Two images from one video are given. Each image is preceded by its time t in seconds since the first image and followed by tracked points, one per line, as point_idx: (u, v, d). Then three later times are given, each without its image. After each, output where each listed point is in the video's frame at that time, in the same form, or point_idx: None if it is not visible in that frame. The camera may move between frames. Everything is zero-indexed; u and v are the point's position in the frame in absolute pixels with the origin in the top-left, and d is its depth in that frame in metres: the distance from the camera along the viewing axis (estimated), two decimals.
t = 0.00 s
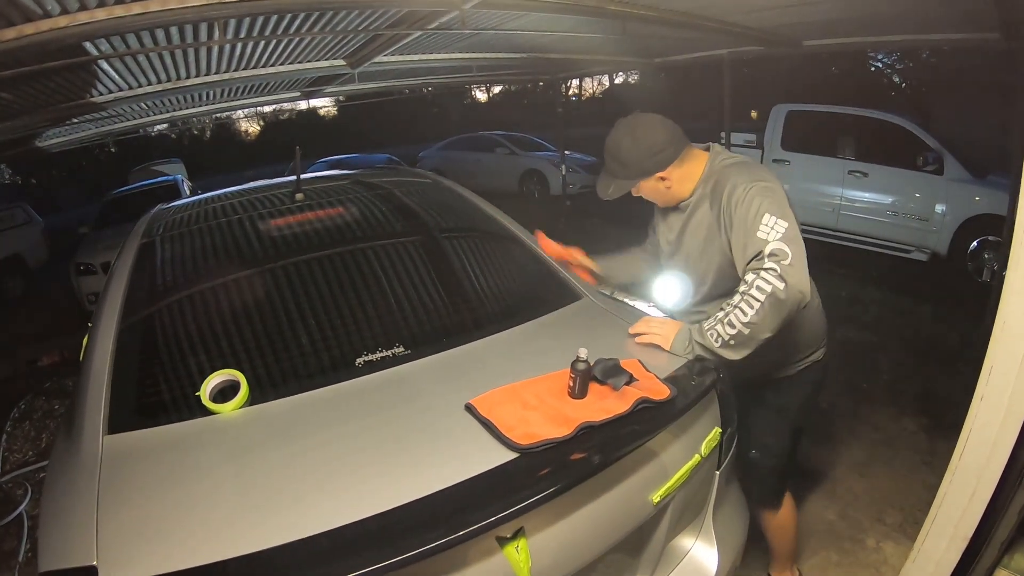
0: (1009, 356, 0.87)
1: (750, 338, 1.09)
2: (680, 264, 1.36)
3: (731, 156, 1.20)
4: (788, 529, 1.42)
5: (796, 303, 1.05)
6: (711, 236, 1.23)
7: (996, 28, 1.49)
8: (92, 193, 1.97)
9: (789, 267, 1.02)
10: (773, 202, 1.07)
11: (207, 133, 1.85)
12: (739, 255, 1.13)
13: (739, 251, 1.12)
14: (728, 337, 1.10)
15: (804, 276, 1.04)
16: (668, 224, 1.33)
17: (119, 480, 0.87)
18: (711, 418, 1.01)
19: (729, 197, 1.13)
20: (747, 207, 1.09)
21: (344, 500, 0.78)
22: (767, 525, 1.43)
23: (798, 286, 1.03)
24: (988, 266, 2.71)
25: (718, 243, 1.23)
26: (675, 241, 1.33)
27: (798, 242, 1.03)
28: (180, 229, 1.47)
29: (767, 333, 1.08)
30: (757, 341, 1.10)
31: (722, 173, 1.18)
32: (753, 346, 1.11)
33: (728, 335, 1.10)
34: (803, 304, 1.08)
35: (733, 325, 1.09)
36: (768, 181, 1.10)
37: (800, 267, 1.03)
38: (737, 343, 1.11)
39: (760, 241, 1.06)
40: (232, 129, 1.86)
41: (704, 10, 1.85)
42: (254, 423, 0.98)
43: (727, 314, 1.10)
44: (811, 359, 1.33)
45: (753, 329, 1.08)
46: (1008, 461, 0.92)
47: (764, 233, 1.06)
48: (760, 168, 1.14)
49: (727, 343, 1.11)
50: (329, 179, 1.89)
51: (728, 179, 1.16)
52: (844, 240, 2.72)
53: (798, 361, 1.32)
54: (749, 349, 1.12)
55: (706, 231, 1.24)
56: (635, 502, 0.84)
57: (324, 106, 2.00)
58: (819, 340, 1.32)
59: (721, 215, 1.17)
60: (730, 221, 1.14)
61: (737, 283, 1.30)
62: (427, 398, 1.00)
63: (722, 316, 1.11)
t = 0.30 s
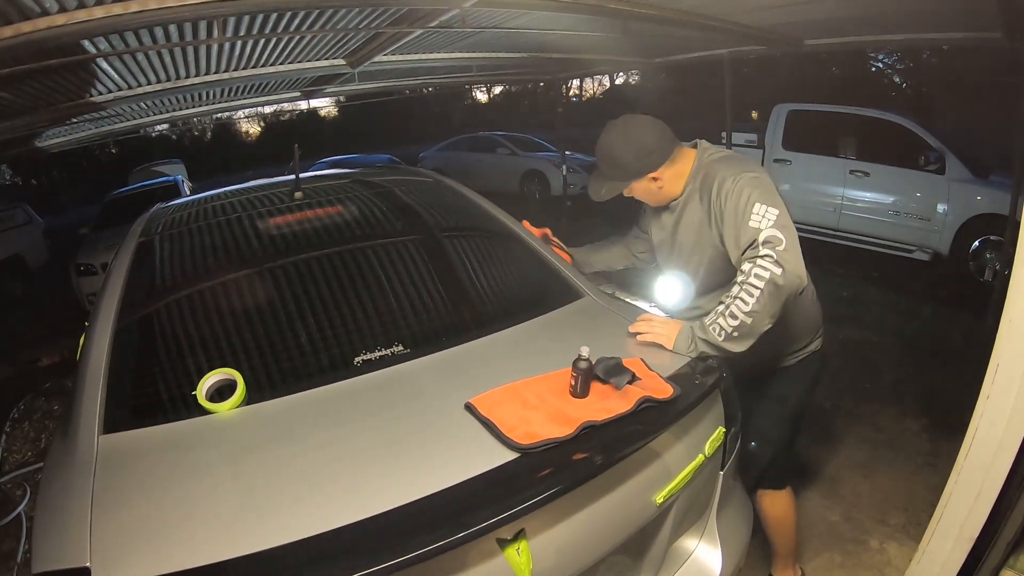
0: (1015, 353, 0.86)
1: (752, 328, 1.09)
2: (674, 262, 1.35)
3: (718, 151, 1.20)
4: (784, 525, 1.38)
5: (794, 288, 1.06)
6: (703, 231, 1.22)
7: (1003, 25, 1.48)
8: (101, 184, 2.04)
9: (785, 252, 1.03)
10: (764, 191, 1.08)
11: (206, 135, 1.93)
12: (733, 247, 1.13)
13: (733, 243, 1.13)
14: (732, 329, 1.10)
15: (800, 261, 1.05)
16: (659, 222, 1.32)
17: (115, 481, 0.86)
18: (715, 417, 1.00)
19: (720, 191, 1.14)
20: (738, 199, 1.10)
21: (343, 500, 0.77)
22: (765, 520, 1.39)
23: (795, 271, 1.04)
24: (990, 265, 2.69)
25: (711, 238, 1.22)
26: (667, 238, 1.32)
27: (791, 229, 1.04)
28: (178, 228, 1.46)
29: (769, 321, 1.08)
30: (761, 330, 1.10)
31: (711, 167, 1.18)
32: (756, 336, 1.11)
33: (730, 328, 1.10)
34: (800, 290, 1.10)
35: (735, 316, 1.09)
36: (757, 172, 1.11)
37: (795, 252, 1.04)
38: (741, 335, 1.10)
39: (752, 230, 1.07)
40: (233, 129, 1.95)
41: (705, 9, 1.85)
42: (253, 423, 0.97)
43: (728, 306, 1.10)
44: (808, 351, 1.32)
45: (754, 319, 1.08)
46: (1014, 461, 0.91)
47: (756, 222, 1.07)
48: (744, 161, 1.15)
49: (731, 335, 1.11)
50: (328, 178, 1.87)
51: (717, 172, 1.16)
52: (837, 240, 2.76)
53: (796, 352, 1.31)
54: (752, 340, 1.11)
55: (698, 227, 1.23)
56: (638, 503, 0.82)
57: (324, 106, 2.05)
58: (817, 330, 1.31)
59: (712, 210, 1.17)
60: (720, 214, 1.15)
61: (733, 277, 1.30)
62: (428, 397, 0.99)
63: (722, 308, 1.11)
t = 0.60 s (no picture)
0: (1020, 351, 0.85)
1: (756, 322, 1.08)
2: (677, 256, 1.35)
3: (719, 145, 1.20)
4: (784, 527, 1.38)
5: (795, 280, 1.06)
6: (705, 225, 1.21)
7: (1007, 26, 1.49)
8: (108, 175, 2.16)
9: (785, 244, 1.04)
10: (764, 184, 1.08)
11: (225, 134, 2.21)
12: (734, 240, 1.13)
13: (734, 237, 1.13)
14: (736, 323, 1.10)
15: (800, 253, 1.05)
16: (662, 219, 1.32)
17: (120, 480, 0.86)
18: (720, 416, 1.00)
19: (721, 184, 1.14)
20: (739, 192, 1.10)
21: (349, 499, 0.76)
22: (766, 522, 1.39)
23: (795, 263, 1.05)
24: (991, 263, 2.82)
25: (714, 232, 1.21)
26: (668, 232, 1.31)
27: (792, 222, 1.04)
28: (181, 227, 1.46)
29: (771, 315, 1.08)
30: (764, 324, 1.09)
31: (714, 161, 1.17)
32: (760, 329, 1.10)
33: (734, 322, 1.10)
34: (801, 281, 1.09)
35: (739, 310, 1.08)
36: (757, 164, 1.11)
37: (795, 244, 1.04)
38: (745, 329, 1.10)
39: (753, 223, 1.07)
40: (235, 128, 2.09)
41: (707, 10, 1.85)
42: (256, 422, 0.96)
43: (732, 300, 1.10)
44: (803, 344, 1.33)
45: (757, 313, 1.07)
46: (1019, 460, 0.91)
47: (756, 214, 1.07)
48: (743, 151, 1.16)
49: (736, 329, 1.10)
50: (331, 178, 1.86)
51: (718, 166, 1.16)
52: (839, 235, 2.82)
53: (792, 345, 1.32)
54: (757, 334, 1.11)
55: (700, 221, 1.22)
56: (645, 501, 0.82)
57: (327, 107, 2.23)
58: (816, 324, 1.32)
59: (714, 203, 1.17)
60: (722, 206, 1.14)
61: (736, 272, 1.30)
62: (432, 396, 0.99)
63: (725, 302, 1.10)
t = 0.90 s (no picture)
0: (1019, 351, 0.85)
1: (756, 324, 1.09)
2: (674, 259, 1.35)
3: (713, 150, 1.21)
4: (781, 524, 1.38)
5: (796, 282, 1.07)
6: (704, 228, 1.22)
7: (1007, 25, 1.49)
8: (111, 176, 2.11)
9: (785, 247, 1.04)
10: (760, 187, 1.08)
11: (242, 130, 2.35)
12: (733, 244, 1.13)
13: (733, 241, 1.13)
14: (735, 324, 1.09)
15: (800, 255, 1.06)
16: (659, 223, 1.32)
17: (119, 478, 0.86)
18: (719, 415, 1.00)
19: (717, 189, 1.14)
20: (736, 196, 1.10)
21: (348, 497, 0.76)
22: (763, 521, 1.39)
23: (796, 265, 1.05)
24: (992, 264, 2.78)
25: (710, 235, 1.22)
26: (666, 235, 1.31)
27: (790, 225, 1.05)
28: (181, 226, 1.46)
29: (771, 316, 1.08)
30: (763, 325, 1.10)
31: (706, 166, 1.18)
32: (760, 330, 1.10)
33: (733, 324, 1.10)
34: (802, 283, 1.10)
35: (738, 312, 1.08)
36: (753, 169, 1.11)
37: (796, 247, 1.05)
38: (745, 331, 1.10)
39: (752, 227, 1.07)
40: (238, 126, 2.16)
41: (709, 9, 1.86)
42: (256, 420, 0.97)
43: (731, 301, 1.10)
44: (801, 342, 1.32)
45: (758, 314, 1.07)
46: (1017, 459, 0.91)
47: (755, 218, 1.07)
48: (738, 156, 1.16)
49: (734, 330, 1.10)
50: (330, 177, 1.86)
51: (713, 171, 1.16)
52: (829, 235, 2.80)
53: (792, 343, 1.31)
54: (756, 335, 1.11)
55: (697, 225, 1.22)
56: (642, 499, 0.82)
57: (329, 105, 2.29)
58: (817, 324, 1.31)
59: (710, 208, 1.17)
60: (720, 211, 1.14)
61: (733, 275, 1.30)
62: (432, 395, 0.99)
63: (724, 303, 1.10)
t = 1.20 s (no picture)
0: (1020, 351, 0.85)
1: (755, 325, 1.09)
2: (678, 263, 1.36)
3: (711, 157, 1.21)
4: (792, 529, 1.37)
5: (796, 284, 1.07)
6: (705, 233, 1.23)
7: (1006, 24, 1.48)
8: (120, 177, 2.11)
9: (786, 249, 1.04)
10: (759, 191, 1.08)
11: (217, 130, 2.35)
12: (732, 247, 1.13)
13: (733, 245, 1.13)
14: (734, 326, 1.10)
15: (802, 256, 1.05)
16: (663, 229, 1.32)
17: (120, 477, 0.86)
18: (719, 414, 1.00)
19: (715, 195, 1.14)
20: (735, 201, 1.10)
21: (350, 496, 0.76)
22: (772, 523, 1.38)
23: (797, 267, 1.05)
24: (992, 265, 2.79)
25: (712, 241, 1.23)
26: (670, 241, 1.32)
27: (790, 228, 1.05)
28: (183, 226, 1.46)
29: (772, 318, 1.08)
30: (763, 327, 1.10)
31: (706, 173, 1.18)
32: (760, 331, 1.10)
33: (732, 325, 1.10)
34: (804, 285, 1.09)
35: (738, 314, 1.09)
36: (752, 174, 1.11)
37: (797, 248, 1.05)
38: (744, 332, 1.10)
39: (751, 231, 1.08)
40: (238, 127, 2.23)
41: (710, 9, 1.85)
42: (257, 419, 0.97)
43: (731, 303, 1.10)
44: (811, 346, 1.32)
45: (757, 316, 1.08)
46: (1017, 459, 0.91)
47: (755, 223, 1.07)
48: (736, 161, 1.16)
49: (733, 332, 1.11)
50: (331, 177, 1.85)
51: (712, 177, 1.16)
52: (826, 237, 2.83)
53: (800, 346, 1.31)
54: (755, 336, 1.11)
55: (700, 230, 1.23)
56: (642, 497, 0.83)
57: (328, 105, 2.31)
58: (827, 326, 1.30)
59: (710, 213, 1.18)
60: (719, 216, 1.15)
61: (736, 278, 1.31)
62: (432, 394, 0.99)
63: (724, 305, 1.11)
